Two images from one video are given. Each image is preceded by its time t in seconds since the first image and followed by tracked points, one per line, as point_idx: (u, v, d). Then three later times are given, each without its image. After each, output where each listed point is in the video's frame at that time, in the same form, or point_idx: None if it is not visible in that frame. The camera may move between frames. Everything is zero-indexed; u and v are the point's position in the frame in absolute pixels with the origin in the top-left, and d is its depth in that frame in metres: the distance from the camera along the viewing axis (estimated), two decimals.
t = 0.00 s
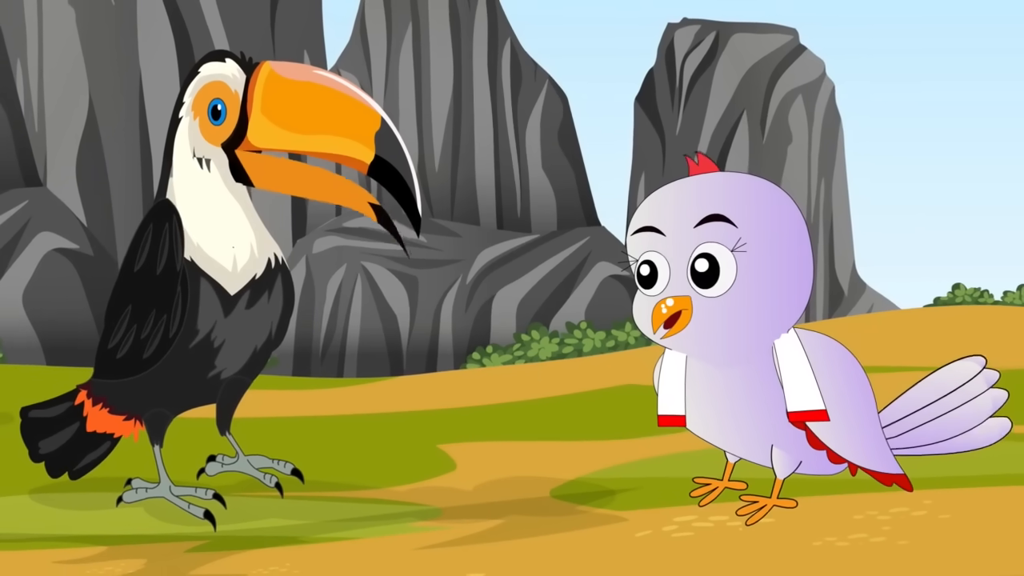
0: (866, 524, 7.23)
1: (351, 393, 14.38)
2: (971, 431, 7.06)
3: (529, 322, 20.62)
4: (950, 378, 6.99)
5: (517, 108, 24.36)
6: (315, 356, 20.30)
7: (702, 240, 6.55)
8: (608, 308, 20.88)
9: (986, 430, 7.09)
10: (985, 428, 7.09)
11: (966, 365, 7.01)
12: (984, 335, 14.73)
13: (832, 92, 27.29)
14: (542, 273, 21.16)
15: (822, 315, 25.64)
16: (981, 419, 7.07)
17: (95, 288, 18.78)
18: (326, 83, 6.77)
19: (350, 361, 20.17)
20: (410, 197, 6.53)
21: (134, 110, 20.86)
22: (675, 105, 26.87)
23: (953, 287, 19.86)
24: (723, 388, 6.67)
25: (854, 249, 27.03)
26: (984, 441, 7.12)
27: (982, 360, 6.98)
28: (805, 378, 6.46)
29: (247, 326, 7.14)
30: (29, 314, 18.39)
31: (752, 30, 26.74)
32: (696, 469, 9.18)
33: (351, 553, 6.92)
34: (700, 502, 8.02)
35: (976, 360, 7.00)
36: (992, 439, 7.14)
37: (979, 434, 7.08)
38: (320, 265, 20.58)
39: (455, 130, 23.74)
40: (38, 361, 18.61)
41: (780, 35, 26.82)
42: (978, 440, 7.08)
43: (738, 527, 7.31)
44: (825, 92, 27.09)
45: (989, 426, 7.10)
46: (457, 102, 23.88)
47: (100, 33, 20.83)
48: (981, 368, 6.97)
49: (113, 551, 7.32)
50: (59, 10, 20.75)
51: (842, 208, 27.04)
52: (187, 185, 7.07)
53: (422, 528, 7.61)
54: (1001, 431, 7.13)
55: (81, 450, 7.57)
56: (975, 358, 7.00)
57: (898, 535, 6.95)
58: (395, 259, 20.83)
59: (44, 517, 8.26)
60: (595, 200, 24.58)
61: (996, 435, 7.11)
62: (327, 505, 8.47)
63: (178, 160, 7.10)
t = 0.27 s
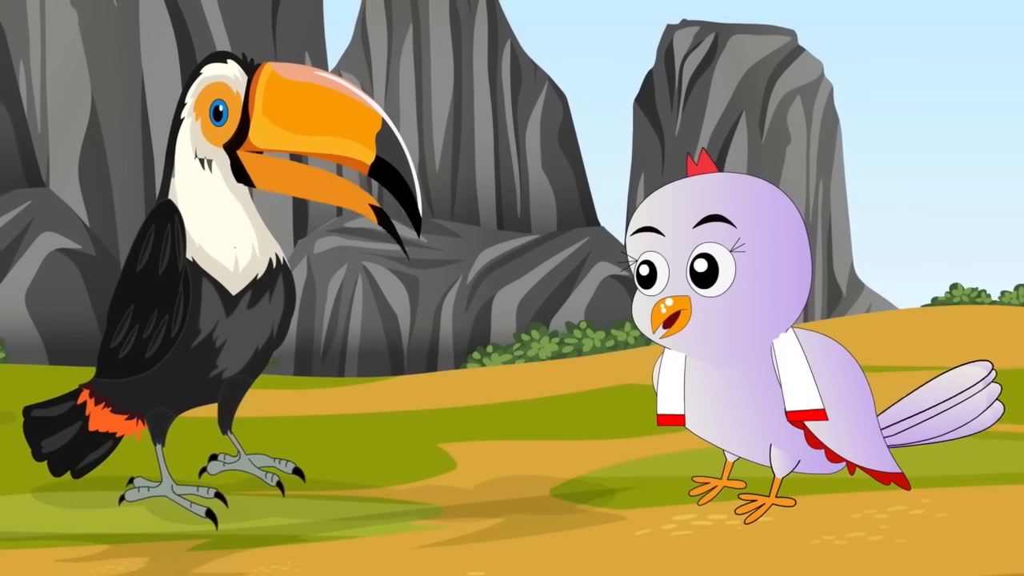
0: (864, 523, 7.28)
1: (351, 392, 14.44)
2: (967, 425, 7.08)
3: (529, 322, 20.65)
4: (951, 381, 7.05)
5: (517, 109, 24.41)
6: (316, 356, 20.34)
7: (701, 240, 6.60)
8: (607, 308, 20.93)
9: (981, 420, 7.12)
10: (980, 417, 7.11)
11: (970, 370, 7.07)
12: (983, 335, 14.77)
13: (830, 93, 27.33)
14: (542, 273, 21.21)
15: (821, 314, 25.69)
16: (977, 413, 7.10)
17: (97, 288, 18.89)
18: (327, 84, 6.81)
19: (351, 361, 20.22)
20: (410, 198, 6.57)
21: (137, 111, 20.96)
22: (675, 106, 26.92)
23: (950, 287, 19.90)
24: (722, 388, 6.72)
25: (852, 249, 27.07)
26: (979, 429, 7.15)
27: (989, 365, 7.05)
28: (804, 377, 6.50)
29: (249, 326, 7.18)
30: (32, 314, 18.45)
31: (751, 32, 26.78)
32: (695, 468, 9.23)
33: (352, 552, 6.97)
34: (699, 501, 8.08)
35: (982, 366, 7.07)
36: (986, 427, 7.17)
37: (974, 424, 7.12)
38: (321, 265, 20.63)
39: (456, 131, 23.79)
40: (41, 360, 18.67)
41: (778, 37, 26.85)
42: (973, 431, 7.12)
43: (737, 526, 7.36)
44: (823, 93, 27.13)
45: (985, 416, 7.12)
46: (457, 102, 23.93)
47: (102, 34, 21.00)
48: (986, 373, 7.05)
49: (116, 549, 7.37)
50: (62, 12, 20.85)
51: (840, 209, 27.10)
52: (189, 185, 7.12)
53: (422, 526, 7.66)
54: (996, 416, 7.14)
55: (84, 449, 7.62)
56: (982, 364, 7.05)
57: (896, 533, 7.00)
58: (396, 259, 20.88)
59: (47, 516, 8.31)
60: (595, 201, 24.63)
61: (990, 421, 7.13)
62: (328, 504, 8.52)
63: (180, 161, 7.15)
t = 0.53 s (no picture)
0: (862, 522, 7.33)
1: (352, 392, 14.49)
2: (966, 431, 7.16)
3: (529, 322, 20.69)
4: (943, 375, 7.10)
5: (517, 110, 24.46)
6: (318, 355, 20.39)
7: (699, 241, 6.65)
8: (607, 308, 20.98)
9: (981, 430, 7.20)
10: (980, 428, 7.21)
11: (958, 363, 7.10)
12: (980, 335, 14.83)
13: (828, 95, 27.39)
14: (542, 273, 21.26)
15: (819, 314, 25.75)
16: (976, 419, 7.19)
17: (99, 287, 18.98)
18: (328, 85, 6.86)
19: (352, 360, 20.27)
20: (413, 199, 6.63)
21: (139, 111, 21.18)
22: (674, 107, 26.97)
23: (948, 287, 19.96)
24: (721, 387, 6.77)
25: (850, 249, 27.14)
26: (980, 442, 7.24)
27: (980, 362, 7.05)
28: (802, 376, 6.54)
29: (250, 326, 7.23)
30: (34, 314, 18.50)
31: (750, 33, 26.83)
32: (693, 467, 9.28)
33: (354, 550, 7.02)
34: (698, 500, 8.14)
35: (968, 358, 7.08)
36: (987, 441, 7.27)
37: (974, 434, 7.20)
38: (323, 265, 20.66)
39: (456, 132, 23.84)
40: (43, 360, 18.75)
41: (777, 38, 26.89)
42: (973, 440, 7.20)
43: (735, 525, 7.41)
44: (821, 94, 27.18)
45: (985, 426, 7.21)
46: (457, 104, 23.99)
47: (105, 35, 21.16)
48: (974, 365, 7.06)
49: (118, 548, 7.42)
50: (65, 14, 20.95)
51: (837, 210, 27.17)
52: (191, 186, 7.17)
53: (422, 525, 7.71)
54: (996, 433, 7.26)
55: (86, 449, 7.67)
56: (967, 356, 7.07)
57: (894, 532, 7.06)
58: (397, 259, 20.93)
59: (49, 515, 8.35)
60: (595, 202, 24.67)
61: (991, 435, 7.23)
62: (329, 503, 8.57)
63: (182, 162, 7.21)
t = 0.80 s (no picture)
0: (860, 521, 7.38)
1: (353, 391, 14.55)
2: (963, 426, 7.20)
3: (528, 321, 20.72)
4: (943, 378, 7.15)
5: (517, 111, 24.50)
6: (319, 355, 20.45)
7: (698, 241, 6.71)
8: (606, 308, 21.01)
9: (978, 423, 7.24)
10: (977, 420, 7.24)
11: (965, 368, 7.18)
12: (979, 335, 14.87)
13: (826, 96, 27.44)
14: (542, 273, 21.30)
15: (817, 314, 25.80)
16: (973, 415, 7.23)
17: (101, 287, 19.18)
18: (329, 87, 6.90)
19: (353, 360, 20.33)
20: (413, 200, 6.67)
21: (141, 117, 21.07)
22: (673, 108, 27.01)
23: (945, 287, 20.00)
24: (720, 387, 6.81)
25: (849, 249, 27.18)
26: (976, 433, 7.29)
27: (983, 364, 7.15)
28: (801, 376, 6.58)
29: (252, 326, 7.28)
30: (37, 314, 18.68)
31: (749, 34, 26.87)
32: (692, 466, 9.33)
33: (354, 549, 7.06)
34: (697, 499, 8.20)
35: (975, 364, 7.15)
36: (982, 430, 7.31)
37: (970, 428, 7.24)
38: (324, 265, 20.73)
39: (456, 133, 23.90)
40: (45, 359, 18.95)
41: (775, 39, 26.93)
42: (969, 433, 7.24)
43: (734, 523, 7.46)
44: (820, 95, 27.20)
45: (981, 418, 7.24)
46: (458, 104, 24.04)
47: (106, 38, 21.37)
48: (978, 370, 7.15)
49: (120, 546, 7.47)
50: (67, 15, 21.20)
51: (836, 210, 27.22)
52: (193, 187, 7.20)
53: (423, 524, 7.76)
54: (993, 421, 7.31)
55: (78, 434, 7.70)
56: (975, 362, 7.14)
57: (892, 531, 7.10)
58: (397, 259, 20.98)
59: (52, 513, 8.41)
60: (594, 202, 24.70)
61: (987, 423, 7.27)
62: (330, 502, 8.62)
63: (184, 162, 7.24)
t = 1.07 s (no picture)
0: (858, 519, 7.43)
1: (354, 391, 14.60)
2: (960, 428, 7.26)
3: (528, 321, 20.76)
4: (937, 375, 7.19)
5: (517, 112, 24.55)
6: (320, 355, 20.51)
7: (697, 241, 6.76)
8: (606, 308, 21.05)
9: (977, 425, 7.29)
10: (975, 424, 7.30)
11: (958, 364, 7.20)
12: (977, 335, 14.91)
13: (824, 97, 27.47)
14: (542, 273, 21.35)
15: (815, 314, 25.85)
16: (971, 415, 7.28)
17: (103, 287, 19.42)
18: (330, 88, 6.94)
19: (354, 359, 20.38)
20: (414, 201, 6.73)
21: (142, 114, 21.68)
22: (672, 109, 27.08)
23: (943, 287, 20.04)
24: (719, 386, 6.86)
25: (847, 250, 27.22)
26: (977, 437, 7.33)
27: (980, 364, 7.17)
28: (799, 376, 6.62)
29: (253, 326, 7.33)
30: (40, 314, 18.95)
31: (747, 35, 26.93)
32: (692, 465, 9.38)
33: (356, 548, 7.11)
34: (696, 497, 8.25)
35: (968, 360, 7.18)
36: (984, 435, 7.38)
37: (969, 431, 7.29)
38: (325, 265, 20.82)
39: (456, 134, 23.95)
40: (48, 358, 19.22)
41: (774, 41, 26.98)
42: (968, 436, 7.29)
43: (733, 522, 7.50)
44: (818, 96, 27.25)
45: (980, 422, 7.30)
46: (458, 105, 24.10)
47: (108, 39, 21.76)
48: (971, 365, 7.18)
49: (122, 545, 7.51)
50: (70, 16, 21.56)
51: (835, 210, 27.26)
52: (195, 187, 7.25)
53: (424, 522, 7.81)
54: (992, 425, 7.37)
55: (86, 440, 7.74)
56: (968, 358, 7.17)
57: (890, 529, 7.15)
58: (397, 259, 21.04)
59: (55, 512, 8.46)
60: (594, 202, 24.72)
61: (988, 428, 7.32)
62: (331, 500, 8.67)
63: (185, 164, 7.29)
